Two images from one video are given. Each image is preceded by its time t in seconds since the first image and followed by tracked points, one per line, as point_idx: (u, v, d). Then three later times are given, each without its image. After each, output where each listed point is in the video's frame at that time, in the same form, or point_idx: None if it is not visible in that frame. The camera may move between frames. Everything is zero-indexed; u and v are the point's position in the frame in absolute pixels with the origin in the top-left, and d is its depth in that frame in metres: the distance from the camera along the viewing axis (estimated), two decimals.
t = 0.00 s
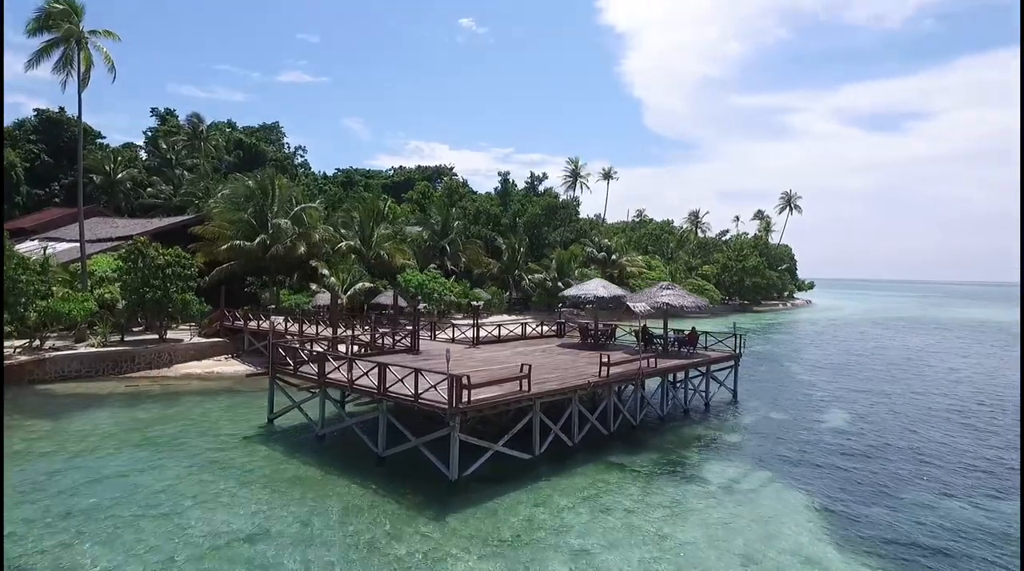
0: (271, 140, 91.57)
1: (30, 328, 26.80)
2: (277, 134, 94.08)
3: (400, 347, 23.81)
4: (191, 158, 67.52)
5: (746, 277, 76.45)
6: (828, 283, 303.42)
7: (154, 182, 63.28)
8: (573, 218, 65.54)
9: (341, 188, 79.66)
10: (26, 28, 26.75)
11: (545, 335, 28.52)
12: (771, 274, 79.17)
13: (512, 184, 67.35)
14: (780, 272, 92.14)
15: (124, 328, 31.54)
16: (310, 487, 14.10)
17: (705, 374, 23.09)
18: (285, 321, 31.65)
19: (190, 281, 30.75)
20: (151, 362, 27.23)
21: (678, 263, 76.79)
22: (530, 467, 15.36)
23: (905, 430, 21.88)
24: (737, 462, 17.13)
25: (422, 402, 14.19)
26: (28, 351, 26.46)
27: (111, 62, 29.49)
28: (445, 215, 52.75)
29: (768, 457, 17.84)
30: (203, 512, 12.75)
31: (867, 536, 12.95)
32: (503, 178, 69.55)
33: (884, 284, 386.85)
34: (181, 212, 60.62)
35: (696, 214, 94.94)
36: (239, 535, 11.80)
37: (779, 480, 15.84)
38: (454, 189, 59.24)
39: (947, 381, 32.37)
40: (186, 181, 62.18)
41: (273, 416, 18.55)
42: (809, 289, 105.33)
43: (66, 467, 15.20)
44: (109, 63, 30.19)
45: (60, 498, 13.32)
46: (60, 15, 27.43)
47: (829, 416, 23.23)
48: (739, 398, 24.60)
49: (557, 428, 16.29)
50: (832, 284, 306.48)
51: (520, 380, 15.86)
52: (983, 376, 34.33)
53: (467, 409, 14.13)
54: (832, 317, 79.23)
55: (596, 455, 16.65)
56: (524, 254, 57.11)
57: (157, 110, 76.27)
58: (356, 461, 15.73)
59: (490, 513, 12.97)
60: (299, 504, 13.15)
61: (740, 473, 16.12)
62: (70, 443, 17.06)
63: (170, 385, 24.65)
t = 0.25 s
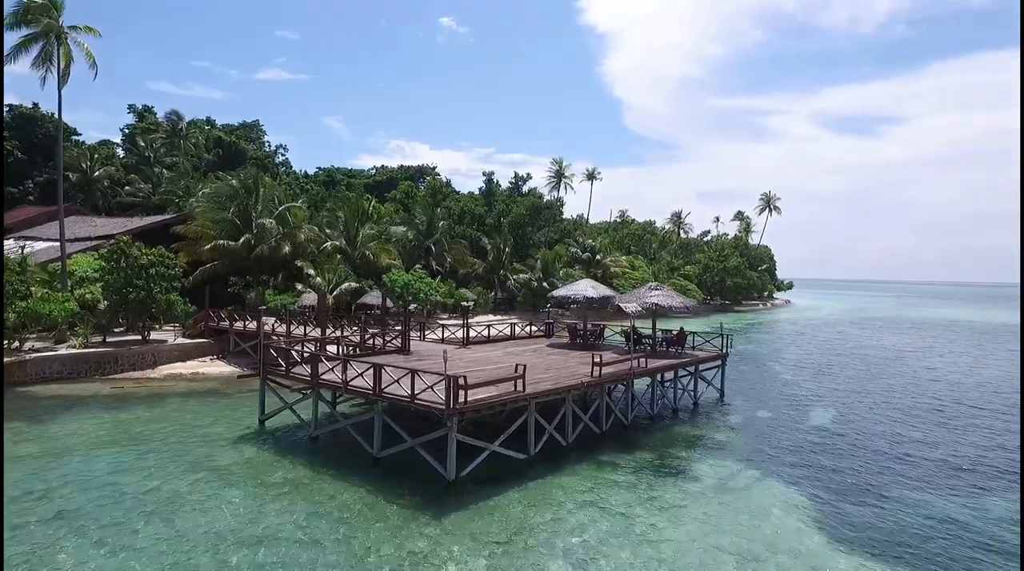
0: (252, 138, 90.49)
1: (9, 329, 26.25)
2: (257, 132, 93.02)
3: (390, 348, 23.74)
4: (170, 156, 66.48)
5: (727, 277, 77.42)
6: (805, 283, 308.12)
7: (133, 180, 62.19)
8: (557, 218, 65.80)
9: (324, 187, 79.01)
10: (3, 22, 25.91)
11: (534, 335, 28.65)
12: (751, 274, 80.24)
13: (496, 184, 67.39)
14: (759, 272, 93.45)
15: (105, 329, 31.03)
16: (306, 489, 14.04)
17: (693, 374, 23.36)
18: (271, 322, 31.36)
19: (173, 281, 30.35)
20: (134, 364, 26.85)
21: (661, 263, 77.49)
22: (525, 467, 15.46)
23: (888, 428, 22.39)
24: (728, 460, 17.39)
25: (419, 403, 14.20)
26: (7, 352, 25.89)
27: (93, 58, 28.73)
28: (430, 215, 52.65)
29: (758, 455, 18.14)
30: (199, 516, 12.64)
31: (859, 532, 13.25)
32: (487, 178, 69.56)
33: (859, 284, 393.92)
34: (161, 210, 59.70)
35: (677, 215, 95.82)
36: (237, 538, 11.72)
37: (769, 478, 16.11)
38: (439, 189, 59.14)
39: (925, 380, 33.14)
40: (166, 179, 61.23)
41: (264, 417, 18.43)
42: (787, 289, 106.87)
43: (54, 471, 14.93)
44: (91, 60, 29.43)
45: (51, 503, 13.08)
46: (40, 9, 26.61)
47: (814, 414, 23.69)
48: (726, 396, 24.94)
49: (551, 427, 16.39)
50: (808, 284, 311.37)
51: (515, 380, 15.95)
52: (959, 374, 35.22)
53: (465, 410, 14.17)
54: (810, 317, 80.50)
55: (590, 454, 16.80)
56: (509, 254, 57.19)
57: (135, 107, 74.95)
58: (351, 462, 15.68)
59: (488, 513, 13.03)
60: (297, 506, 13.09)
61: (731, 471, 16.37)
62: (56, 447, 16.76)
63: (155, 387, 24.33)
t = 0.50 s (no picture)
0: (244, 137, 90.06)
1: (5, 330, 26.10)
2: (250, 131, 92.58)
3: (390, 348, 23.76)
4: (163, 156, 66.05)
5: (721, 277, 77.79)
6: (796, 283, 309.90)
7: (125, 180, 61.75)
8: (552, 218, 65.90)
9: (317, 187, 78.73)
10: None
11: (533, 335, 28.73)
12: (745, 274, 80.66)
13: (491, 184, 67.41)
14: (752, 272, 93.96)
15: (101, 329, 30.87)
16: (312, 489, 14.05)
17: (692, 373, 23.52)
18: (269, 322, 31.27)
19: (170, 281, 30.22)
20: (132, 364, 26.78)
21: (655, 263, 77.76)
22: (529, 466, 15.53)
23: (885, 426, 22.61)
24: (730, 459, 17.52)
25: (425, 403, 14.25)
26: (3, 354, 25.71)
27: (89, 57, 28.41)
28: (426, 215, 52.61)
29: (759, 454, 18.28)
30: (206, 517, 12.63)
31: (862, 531, 13.39)
32: (482, 179, 69.57)
33: (849, 284, 396.74)
34: (154, 210, 59.33)
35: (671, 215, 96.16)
36: (245, 539, 11.72)
37: (770, 477, 16.25)
38: (434, 189, 59.12)
39: (918, 379, 33.53)
40: (159, 179, 60.85)
41: (266, 417, 18.43)
42: (779, 288, 107.47)
43: (56, 473, 14.85)
44: (87, 59, 29.12)
45: (55, 505, 13.03)
46: (35, 7, 26.26)
47: (812, 413, 23.89)
48: (724, 396, 25.11)
49: (554, 427, 16.47)
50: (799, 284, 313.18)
51: (519, 380, 16.01)
52: (951, 373, 35.62)
53: (470, 410, 14.23)
54: (803, 317, 81.03)
55: (592, 454, 16.89)
56: (504, 254, 57.22)
57: (126, 106, 74.41)
58: (355, 463, 15.70)
59: (495, 512, 13.09)
60: (303, 507, 13.10)
61: (733, 469, 16.51)
62: (57, 449, 16.67)
63: (154, 388, 24.29)
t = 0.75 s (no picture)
0: (241, 137, 89.86)
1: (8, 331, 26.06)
2: (247, 131, 92.41)
3: (395, 348, 23.83)
4: (160, 155, 65.84)
5: (718, 277, 78.03)
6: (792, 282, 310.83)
7: (123, 179, 61.55)
8: (551, 218, 65.99)
9: (315, 187, 78.63)
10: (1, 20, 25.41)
11: (535, 335, 28.83)
12: (742, 274, 80.93)
13: (490, 184, 67.46)
14: (749, 271, 94.31)
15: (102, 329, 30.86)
16: (324, 489, 14.11)
17: (695, 373, 23.65)
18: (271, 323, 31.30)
19: (172, 282, 30.18)
20: (134, 365, 26.81)
21: (653, 263, 77.96)
22: (539, 465, 15.61)
23: (887, 425, 22.77)
24: (735, 457, 17.63)
25: (436, 403, 14.34)
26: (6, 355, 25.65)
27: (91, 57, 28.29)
28: (426, 215, 52.64)
29: (764, 452, 18.41)
30: (219, 517, 12.66)
31: (869, 529, 13.52)
32: (480, 179, 69.63)
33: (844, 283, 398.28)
34: (152, 210, 59.16)
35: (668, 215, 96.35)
36: (259, 540, 11.76)
37: (778, 475, 16.36)
38: (433, 189, 59.14)
39: (916, 378, 33.79)
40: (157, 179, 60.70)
41: (273, 418, 18.47)
42: (776, 288, 107.78)
43: (66, 474, 14.87)
44: (89, 59, 29.01)
45: (68, 506, 13.05)
46: (38, 7, 26.11)
47: (814, 412, 24.04)
48: (727, 395, 25.27)
49: (562, 426, 16.55)
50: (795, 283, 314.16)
51: (527, 381, 16.10)
52: (950, 372, 35.93)
53: (480, 410, 14.31)
54: (800, 316, 81.35)
55: (599, 453, 16.98)
56: (504, 254, 57.27)
57: (123, 105, 74.18)
58: (364, 463, 15.76)
59: (507, 510, 13.19)
60: (316, 508, 13.14)
61: (740, 468, 16.62)
62: (65, 450, 16.67)
63: (158, 389, 24.33)
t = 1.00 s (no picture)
0: (241, 137, 89.82)
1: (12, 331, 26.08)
2: (247, 131, 92.36)
3: (400, 348, 23.89)
4: (161, 155, 65.74)
5: (718, 277, 78.16)
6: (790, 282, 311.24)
7: (124, 179, 61.47)
8: (552, 219, 66.05)
9: (315, 187, 78.60)
10: (6, 20, 25.36)
11: (539, 335, 28.89)
12: (742, 273, 81.09)
13: (491, 184, 67.53)
14: (749, 271, 94.49)
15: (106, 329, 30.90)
16: (335, 489, 14.17)
17: (700, 373, 23.73)
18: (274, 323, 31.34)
19: (176, 282, 30.18)
20: (139, 365, 26.86)
21: (653, 263, 78.07)
22: (548, 465, 15.68)
23: (891, 425, 22.85)
24: (742, 457, 17.71)
25: (446, 403, 14.41)
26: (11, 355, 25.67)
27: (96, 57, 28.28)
28: (427, 215, 52.70)
29: (770, 452, 18.48)
30: (233, 517, 12.72)
31: (878, 527, 13.60)
32: (481, 179, 69.69)
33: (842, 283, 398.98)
34: (153, 210, 59.10)
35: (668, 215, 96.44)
36: (273, 539, 11.81)
37: (785, 474, 16.45)
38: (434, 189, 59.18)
39: (918, 377, 33.91)
40: (157, 179, 60.66)
41: (281, 418, 18.52)
42: (775, 288, 107.98)
43: (76, 474, 14.91)
44: (94, 59, 29.01)
45: (81, 506, 13.09)
46: (42, 7, 26.05)
47: (819, 411, 24.10)
48: (731, 395, 25.35)
49: (570, 426, 16.61)
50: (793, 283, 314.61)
51: (535, 381, 16.16)
52: (951, 372, 36.07)
53: (491, 410, 14.37)
54: (799, 316, 81.51)
55: (608, 453, 17.04)
56: (505, 254, 57.32)
57: (123, 105, 74.11)
58: (374, 463, 15.81)
59: (518, 509, 13.26)
60: (328, 507, 13.19)
61: (747, 468, 16.70)
62: (74, 450, 16.71)
63: (164, 389, 24.36)
